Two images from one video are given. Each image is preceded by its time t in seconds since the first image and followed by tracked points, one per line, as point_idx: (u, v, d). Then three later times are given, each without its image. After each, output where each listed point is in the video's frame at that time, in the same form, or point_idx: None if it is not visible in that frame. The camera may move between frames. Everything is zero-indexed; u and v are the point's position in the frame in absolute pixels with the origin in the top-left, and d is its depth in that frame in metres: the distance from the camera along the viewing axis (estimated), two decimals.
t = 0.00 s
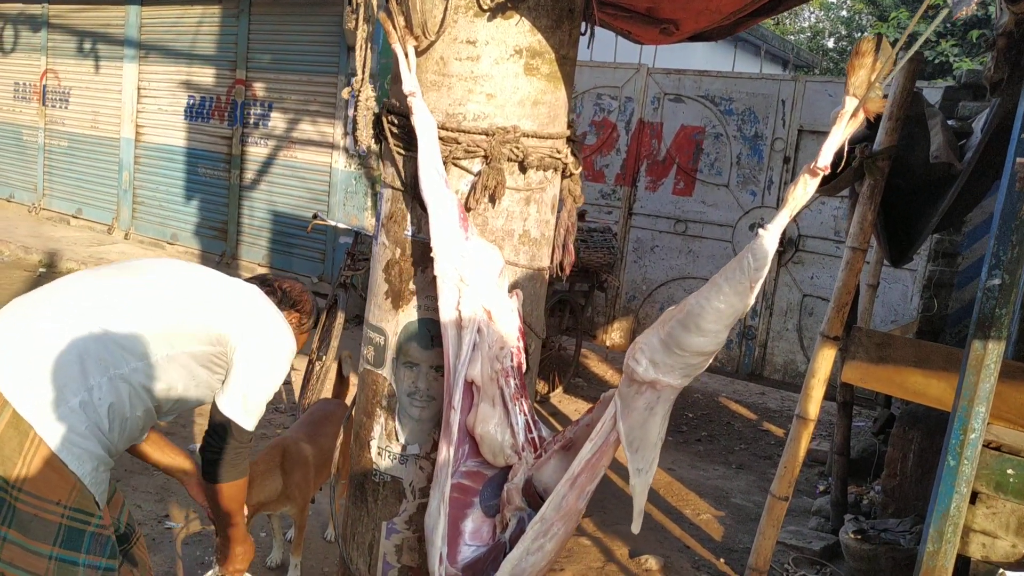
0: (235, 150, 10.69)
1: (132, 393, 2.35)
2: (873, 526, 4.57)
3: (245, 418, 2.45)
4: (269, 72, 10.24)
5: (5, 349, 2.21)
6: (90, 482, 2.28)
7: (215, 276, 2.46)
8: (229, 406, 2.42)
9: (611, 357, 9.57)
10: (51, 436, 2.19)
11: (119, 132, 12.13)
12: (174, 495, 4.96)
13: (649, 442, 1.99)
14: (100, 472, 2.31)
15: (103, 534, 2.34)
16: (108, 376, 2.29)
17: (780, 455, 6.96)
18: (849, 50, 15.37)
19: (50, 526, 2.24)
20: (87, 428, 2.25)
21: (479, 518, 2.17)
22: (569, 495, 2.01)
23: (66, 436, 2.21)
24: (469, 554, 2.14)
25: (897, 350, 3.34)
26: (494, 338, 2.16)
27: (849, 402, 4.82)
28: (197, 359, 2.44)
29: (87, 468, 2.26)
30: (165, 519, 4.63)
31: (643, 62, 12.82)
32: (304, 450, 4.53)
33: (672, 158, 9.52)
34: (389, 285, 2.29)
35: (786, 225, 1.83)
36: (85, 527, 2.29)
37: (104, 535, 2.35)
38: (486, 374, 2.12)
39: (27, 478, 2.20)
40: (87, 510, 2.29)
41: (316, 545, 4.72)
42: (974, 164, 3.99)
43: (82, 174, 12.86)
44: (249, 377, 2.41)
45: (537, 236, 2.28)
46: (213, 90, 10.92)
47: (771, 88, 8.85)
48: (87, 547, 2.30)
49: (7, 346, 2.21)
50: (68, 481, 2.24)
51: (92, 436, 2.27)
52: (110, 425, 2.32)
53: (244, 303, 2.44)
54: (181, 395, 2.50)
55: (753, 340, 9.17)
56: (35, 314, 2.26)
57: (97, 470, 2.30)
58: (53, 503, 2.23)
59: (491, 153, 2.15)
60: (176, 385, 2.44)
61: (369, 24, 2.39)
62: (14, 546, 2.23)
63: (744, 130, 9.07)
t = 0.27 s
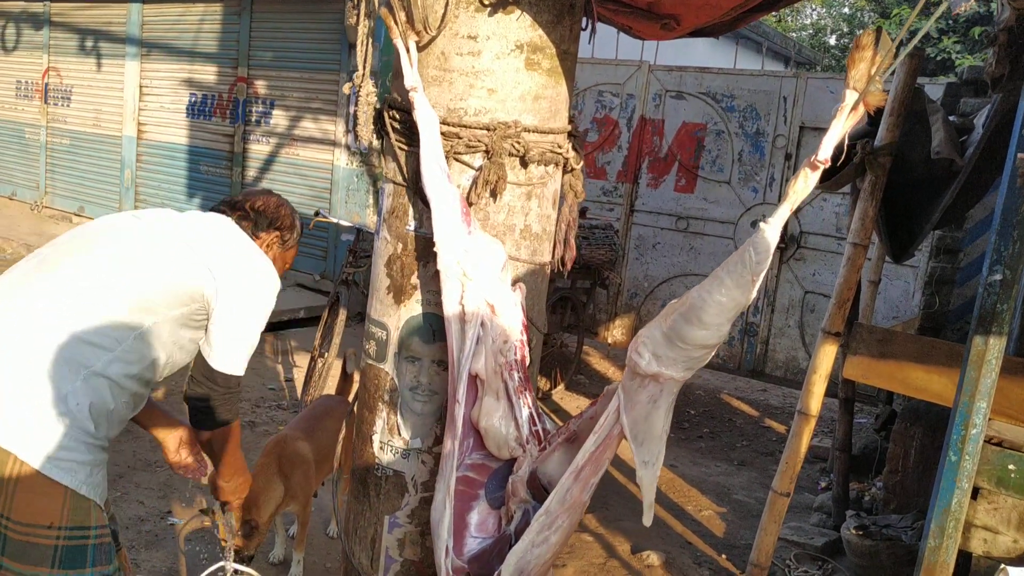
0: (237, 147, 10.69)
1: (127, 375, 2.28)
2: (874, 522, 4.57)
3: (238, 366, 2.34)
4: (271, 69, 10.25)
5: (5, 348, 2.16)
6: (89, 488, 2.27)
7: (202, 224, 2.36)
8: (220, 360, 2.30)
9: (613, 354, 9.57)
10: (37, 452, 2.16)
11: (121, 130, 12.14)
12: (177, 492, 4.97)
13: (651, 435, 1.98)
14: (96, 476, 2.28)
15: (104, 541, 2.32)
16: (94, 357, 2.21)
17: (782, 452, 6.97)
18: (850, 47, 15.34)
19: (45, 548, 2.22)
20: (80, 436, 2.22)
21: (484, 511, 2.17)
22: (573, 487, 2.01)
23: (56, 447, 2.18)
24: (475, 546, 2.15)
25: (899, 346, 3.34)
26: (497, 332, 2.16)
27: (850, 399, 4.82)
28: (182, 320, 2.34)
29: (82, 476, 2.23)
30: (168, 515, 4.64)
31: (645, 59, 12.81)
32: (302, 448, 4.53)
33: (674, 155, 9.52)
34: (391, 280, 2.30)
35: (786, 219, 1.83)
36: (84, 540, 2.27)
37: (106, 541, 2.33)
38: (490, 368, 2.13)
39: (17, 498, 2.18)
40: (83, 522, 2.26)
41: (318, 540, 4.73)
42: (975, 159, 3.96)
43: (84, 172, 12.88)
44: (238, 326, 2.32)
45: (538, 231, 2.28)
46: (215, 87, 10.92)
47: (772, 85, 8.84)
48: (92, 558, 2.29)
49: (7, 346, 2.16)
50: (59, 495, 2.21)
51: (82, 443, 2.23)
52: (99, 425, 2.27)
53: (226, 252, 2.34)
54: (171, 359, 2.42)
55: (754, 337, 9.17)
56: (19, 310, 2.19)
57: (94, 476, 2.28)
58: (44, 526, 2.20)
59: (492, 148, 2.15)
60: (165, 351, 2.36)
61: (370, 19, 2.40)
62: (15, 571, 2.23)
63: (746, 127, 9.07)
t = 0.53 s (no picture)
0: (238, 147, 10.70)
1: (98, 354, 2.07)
2: (874, 521, 4.57)
3: (196, 309, 2.08)
4: (271, 69, 10.26)
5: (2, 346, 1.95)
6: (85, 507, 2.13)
7: (123, 150, 2.04)
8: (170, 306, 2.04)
9: (613, 353, 9.58)
10: (38, 452, 2.00)
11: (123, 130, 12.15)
12: (179, 491, 4.98)
13: (651, 433, 1.98)
14: (87, 494, 2.13)
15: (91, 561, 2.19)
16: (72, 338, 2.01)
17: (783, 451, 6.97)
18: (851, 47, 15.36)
19: None
20: (74, 445, 2.07)
21: (482, 509, 2.18)
22: (572, 485, 2.01)
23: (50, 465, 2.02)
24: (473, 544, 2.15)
25: (899, 346, 3.35)
26: (497, 330, 2.16)
27: (851, 398, 4.83)
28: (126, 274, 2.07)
29: (74, 499, 2.08)
30: (170, 514, 4.65)
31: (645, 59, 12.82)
32: (301, 450, 4.53)
33: (675, 155, 9.53)
34: (393, 278, 2.31)
35: (786, 217, 1.83)
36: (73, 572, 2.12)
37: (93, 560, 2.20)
38: (489, 366, 2.13)
39: (0, 538, 1.99)
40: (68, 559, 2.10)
41: (320, 539, 4.74)
42: (976, 159, 3.96)
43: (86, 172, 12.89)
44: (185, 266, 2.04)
45: (539, 230, 2.29)
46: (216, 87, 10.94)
47: (773, 85, 8.85)
48: None
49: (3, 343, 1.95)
50: (45, 532, 2.04)
51: (78, 452, 2.09)
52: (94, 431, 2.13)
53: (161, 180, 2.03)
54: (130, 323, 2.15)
55: (755, 336, 9.18)
56: None
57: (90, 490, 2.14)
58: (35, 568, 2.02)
59: (494, 147, 2.16)
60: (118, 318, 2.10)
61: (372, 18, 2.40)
62: None
63: (747, 127, 9.07)
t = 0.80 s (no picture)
0: (239, 148, 10.72)
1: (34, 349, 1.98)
2: (875, 521, 4.58)
3: (105, 268, 1.83)
4: (272, 70, 10.27)
5: None
6: (83, 498, 2.13)
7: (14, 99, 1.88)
8: (75, 276, 1.79)
9: (614, 354, 9.59)
10: (37, 452, 2.01)
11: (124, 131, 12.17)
12: (180, 491, 4.99)
13: (647, 434, 2.00)
14: (83, 483, 2.13)
15: (86, 549, 2.19)
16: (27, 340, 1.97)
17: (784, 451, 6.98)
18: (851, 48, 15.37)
19: None
20: (69, 438, 2.07)
21: (475, 511, 2.19)
22: (567, 485, 2.02)
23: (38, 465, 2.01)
24: (466, 546, 2.17)
25: (899, 346, 3.35)
26: (494, 331, 2.17)
27: (851, 398, 4.84)
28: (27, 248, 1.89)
29: (66, 493, 2.08)
30: (172, 514, 4.66)
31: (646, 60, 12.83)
32: (301, 451, 4.55)
33: (675, 156, 9.54)
34: (394, 279, 2.32)
35: (785, 217, 1.84)
36: (64, 564, 2.13)
37: (91, 545, 2.21)
38: (485, 368, 2.15)
39: None
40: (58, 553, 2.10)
41: (321, 539, 4.75)
42: (976, 159, 3.97)
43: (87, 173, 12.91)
44: (82, 228, 1.81)
45: (540, 231, 2.30)
46: (217, 88, 10.95)
47: (774, 85, 8.86)
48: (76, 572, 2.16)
49: None
50: (34, 531, 2.04)
51: (70, 444, 2.08)
52: (84, 423, 2.11)
53: (53, 122, 1.87)
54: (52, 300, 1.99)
55: (756, 336, 9.19)
56: None
57: (87, 481, 2.14)
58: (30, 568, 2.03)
59: (495, 149, 2.17)
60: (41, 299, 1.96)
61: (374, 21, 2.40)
62: None
63: (747, 127, 9.08)
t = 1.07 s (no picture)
0: (240, 148, 10.72)
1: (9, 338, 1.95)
2: (876, 521, 4.58)
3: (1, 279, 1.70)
4: (274, 70, 10.27)
5: None
6: (69, 492, 2.10)
7: None
8: None
9: (615, 354, 9.58)
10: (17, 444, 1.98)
11: (125, 131, 12.18)
12: (181, 491, 4.99)
13: (646, 435, 2.00)
14: (68, 478, 2.10)
15: (72, 544, 2.16)
16: None
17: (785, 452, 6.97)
18: (852, 48, 15.36)
19: None
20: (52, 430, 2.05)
21: (472, 512, 2.19)
22: (565, 486, 2.02)
23: (15, 460, 1.98)
24: (462, 547, 2.17)
25: (901, 346, 3.35)
26: (493, 331, 2.17)
27: (852, 398, 4.83)
28: None
29: (50, 487, 2.05)
30: (172, 514, 4.66)
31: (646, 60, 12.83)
32: (303, 450, 4.56)
33: (677, 156, 9.53)
34: (396, 279, 2.32)
35: (787, 217, 1.84)
36: (48, 558, 2.09)
37: (78, 541, 2.18)
38: (484, 368, 2.15)
39: None
40: (41, 548, 2.07)
41: (322, 539, 4.75)
42: (977, 159, 3.97)
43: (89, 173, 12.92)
44: None
45: (542, 230, 2.30)
46: (218, 88, 10.95)
47: (775, 85, 8.86)
48: (62, 567, 2.13)
49: None
50: (17, 526, 2.00)
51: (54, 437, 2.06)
52: (65, 416, 2.08)
53: None
54: None
55: (757, 337, 9.18)
56: None
57: (73, 474, 2.11)
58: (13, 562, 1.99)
59: (497, 148, 2.17)
60: None
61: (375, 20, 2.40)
62: None
63: (748, 127, 9.08)
